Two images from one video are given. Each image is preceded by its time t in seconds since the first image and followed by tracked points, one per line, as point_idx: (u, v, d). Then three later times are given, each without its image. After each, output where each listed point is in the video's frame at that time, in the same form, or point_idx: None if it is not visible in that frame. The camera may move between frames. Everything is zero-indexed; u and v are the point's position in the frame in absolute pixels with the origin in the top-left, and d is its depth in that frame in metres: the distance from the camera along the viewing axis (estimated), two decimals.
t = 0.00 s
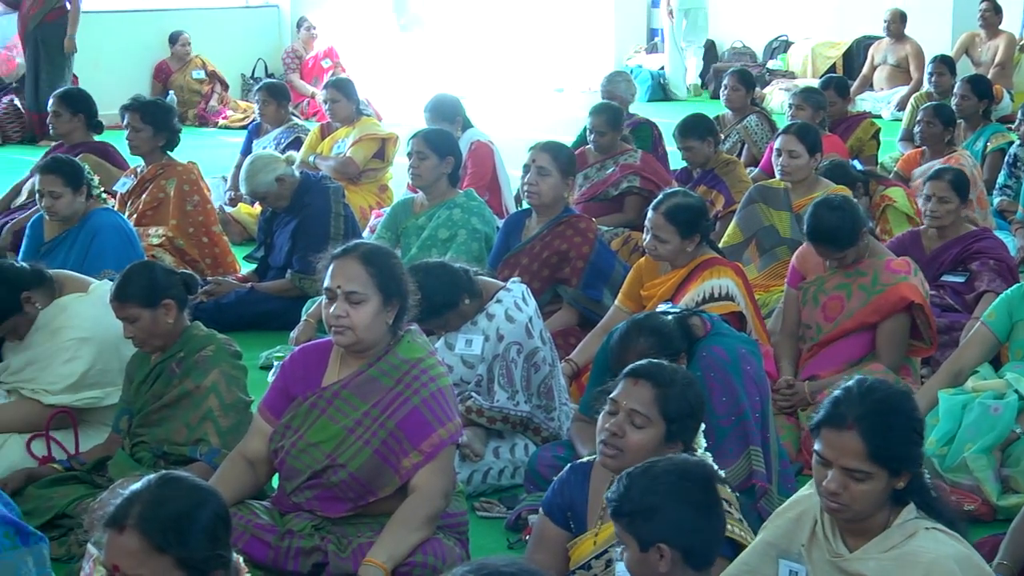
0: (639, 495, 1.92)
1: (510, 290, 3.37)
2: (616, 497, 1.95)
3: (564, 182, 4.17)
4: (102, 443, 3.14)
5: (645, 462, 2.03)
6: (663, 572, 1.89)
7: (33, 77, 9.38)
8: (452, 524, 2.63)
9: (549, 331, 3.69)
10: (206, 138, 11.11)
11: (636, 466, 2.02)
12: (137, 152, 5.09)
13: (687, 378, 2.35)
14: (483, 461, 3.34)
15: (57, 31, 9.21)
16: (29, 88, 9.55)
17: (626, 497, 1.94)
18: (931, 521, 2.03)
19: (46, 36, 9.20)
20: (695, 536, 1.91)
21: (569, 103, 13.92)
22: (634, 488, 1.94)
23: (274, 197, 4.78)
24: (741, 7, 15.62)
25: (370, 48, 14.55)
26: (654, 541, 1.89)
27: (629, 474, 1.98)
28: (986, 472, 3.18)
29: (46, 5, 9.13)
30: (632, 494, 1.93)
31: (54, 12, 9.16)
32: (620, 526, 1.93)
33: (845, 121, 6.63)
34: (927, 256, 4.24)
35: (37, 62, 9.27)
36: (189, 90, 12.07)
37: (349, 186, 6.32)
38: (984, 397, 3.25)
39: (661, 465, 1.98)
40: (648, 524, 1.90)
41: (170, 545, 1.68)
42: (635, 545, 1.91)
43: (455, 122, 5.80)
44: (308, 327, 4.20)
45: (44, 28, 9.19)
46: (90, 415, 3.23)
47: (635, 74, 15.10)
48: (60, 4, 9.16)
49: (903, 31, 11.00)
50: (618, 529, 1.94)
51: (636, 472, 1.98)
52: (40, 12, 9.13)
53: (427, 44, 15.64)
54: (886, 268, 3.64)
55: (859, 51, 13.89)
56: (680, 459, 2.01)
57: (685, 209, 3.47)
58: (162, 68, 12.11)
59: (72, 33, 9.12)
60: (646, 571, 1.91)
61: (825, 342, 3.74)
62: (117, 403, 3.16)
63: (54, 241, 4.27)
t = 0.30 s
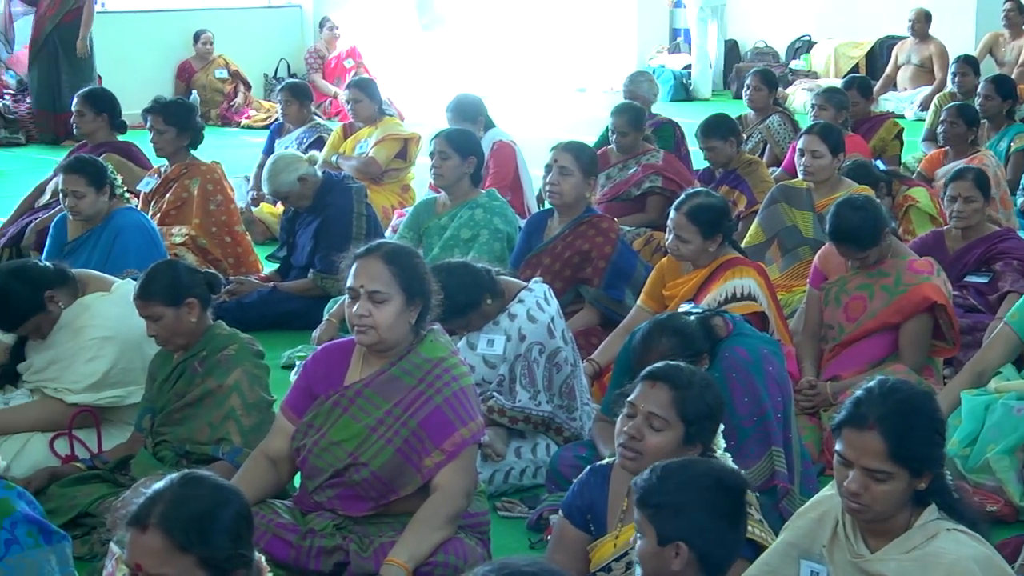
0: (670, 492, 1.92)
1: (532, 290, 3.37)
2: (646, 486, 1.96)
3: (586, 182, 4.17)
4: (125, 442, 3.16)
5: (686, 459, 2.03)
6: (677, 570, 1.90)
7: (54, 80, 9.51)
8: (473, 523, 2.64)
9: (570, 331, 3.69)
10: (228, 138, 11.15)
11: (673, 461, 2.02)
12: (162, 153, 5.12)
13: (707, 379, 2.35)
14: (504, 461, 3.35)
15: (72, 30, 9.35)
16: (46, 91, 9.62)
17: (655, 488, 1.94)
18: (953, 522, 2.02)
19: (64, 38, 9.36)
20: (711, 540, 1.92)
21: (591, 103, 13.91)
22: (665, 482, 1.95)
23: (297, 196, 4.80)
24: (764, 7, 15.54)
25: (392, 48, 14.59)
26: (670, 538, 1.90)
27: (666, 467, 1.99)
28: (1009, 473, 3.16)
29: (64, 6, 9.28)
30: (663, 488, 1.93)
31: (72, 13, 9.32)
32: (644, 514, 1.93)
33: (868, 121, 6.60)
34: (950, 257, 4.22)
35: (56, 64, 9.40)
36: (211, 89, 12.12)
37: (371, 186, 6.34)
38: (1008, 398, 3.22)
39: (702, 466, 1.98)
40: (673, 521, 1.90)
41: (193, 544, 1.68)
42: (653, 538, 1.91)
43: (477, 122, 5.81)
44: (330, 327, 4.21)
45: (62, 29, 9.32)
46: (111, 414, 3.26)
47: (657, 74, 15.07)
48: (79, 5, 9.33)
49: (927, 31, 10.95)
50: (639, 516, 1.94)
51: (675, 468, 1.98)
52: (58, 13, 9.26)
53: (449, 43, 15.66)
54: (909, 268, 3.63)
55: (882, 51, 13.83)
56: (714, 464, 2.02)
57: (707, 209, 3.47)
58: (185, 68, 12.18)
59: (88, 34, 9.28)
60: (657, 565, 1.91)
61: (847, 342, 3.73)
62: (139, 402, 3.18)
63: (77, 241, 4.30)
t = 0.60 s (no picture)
0: (701, 498, 1.94)
1: (548, 290, 3.38)
2: (677, 479, 1.98)
3: (602, 182, 4.17)
4: (141, 441, 3.18)
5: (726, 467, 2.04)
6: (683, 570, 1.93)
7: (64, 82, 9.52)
8: (489, 523, 2.64)
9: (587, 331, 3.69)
10: (245, 138, 11.19)
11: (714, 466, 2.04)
12: (182, 154, 5.15)
13: (728, 378, 2.35)
14: (521, 461, 3.35)
15: (79, 33, 9.36)
16: (53, 95, 9.58)
17: (685, 484, 1.96)
18: (971, 521, 2.02)
19: (70, 40, 9.36)
20: (723, 551, 1.94)
21: (607, 103, 13.90)
22: (696, 482, 1.96)
23: (313, 196, 4.81)
24: (781, 7, 15.51)
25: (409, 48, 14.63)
26: (684, 537, 1.93)
27: (706, 468, 2.00)
28: None
29: (69, 8, 9.28)
30: (694, 491, 1.95)
31: (78, 15, 9.32)
32: (667, 505, 1.96)
33: (885, 121, 6.59)
34: (967, 257, 4.20)
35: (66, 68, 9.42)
36: (228, 88, 12.21)
37: (388, 186, 6.35)
38: None
39: (742, 483, 2.00)
40: (695, 523, 1.93)
41: (209, 545, 1.69)
42: (669, 533, 1.94)
43: (493, 122, 5.81)
44: (346, 326, 4.22)
45: (68, 31, 9.32)
46: (128, 414, 3.27)
47: (673, 74, 15.05)
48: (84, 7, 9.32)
49: (945, 31, 10.92)
50: (664, 505, 1.96)
51: (715, 472, 1.99)
52: (64, 16, 9.27)
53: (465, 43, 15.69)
54: (926, 268, 3.61)
55: (899, 52, 13.79)
56: (752, 484, 2.03)
57: (723, 209, 3.46)
58: (203, 67, 12.26)
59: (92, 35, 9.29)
60: (666, 560, 1.94)
61: (864, 343, 3.72)
62: (156, 402, 3.19)
63: (94, 240, 4.32)
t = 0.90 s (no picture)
0: (721, 502, 1.94)
1: (560, 290, 3.38)
2: (700, 480, 1.97)
3: (615, 182, 4.17)
4: (154, 440, 3.19)
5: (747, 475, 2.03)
6: (690, 572, 1.92)
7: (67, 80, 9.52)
8: (501, 523, 2.64)
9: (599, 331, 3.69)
10: (258, 138, 11.22)
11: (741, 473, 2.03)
12: (198, 156, 5.17)
13: (740, 379, 2.35)
14: (532, 461, 3.35)
15: (86, 29, 9.50)
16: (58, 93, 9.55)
17: (706, 487, 1.96)
18: (986, 520, 2.01)
19: (76, 36, 9.45)
20: (732, 559, 1.94)
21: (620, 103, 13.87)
22: (719, 485, 1.96)
23: (325, 196, 4.82)
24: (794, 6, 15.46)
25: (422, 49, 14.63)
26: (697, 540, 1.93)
27: (730, 473, 2.00)
28: None
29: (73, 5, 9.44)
30: (715, 495, 1.95)
31: (82, 13, 9.47)
32: (685, 505, 1.95)
33: (898, 121, 6.57)
34: (980, 257, 4.18)
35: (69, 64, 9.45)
36: (242, 88, 12.26)
37: (400, 186, 6.35)
38: None
39: (762, 497, 1.99)
40: (709, 525, 1.92)
41: (222, 544, 1.69)
42: (682, 533, 1.94)
43: (505, 122, 5.81)
44: (358, 326, 4.23)
45: (73, 28, 9.45)
46: (142, 413, 3.28)
47: (686, 74, 15.02)
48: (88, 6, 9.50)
49: (959, 31, 10.88)
50: (679, 503, 1.96)
51: (739, 481, 1.99)
52: (69, 12, 9.41)
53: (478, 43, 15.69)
54: (940, 269, 3.60)
55: (913, 51, 13.75)
56: (773, 499, 2.03)
57: (736, 209, 3.46)
58: (217, 67, 12.30)
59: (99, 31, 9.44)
60: (675, 560, 1.94)
61: (878, 342, 3.71)
62: (169, 401, 3.20)
63: (107, 240, 4.33)
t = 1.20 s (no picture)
0: (737, 504, 1.94)
1: (578, 290, 3.38)
2: (716, 481, 1.97)
3: (634, 182, 4.16)
4: (174, 439, 3.20)
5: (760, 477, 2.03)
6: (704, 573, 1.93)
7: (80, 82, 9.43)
8: (520, 523, 2.64)
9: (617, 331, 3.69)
10: (277, 138, 11.25)
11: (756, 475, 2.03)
12: (220, 157, 5.20)
13: (755, 380, 2.35)
14: (551, 461, 3.35)
15: (106, 32, 9.37)
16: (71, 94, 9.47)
17: (722, 489, 1.95)
18: (1005, 521, 2.01)
19: (96, 39, 9.36)
20: (748, 562, 1.94)
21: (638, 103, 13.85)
22: (733, 486, 1.96)
23: (343, 197, 4.83)
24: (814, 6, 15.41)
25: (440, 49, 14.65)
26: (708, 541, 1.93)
27: (746, 475, 1.99)
28: None
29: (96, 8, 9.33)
30: (731, 496, 1.94)
31: (104, 16, 9.37)
32: (701, 506, 1.95)
33: (917, 122, 6.54)
34: (1000, 258, 4.16)
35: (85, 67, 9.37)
36: (261, 87, 12.32)
37: (419, 186, 6.36)
38: None
39: (778, 499, 1.99)
40: (724, 528, 1.92)
41: (241, 542, 1.70)
42: (696, 533, 1.94)
43: (524, 122, 5.82)
44: (377, 325, 4.24)
45: (94, 31, 9.34)
46: (161, 411, 3.30)
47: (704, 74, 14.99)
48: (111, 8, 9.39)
49: (979, 31, 10.83)
50: (694, 505, 1.96)
51: (753, 483, 1.98)
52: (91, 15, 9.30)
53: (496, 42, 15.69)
54: (960, 269, 3.58)
55: (933, 51, 13.69)
56: (788, 500, 2.03)
57: (754, 211, 3.45)
58: (236, 67, 12.35)
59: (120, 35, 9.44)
60: (687, 563, 1.95)
61: (897, 343, 3.70)
62: (189, 400, 3.22)
63: (127, 240, 4.35)
